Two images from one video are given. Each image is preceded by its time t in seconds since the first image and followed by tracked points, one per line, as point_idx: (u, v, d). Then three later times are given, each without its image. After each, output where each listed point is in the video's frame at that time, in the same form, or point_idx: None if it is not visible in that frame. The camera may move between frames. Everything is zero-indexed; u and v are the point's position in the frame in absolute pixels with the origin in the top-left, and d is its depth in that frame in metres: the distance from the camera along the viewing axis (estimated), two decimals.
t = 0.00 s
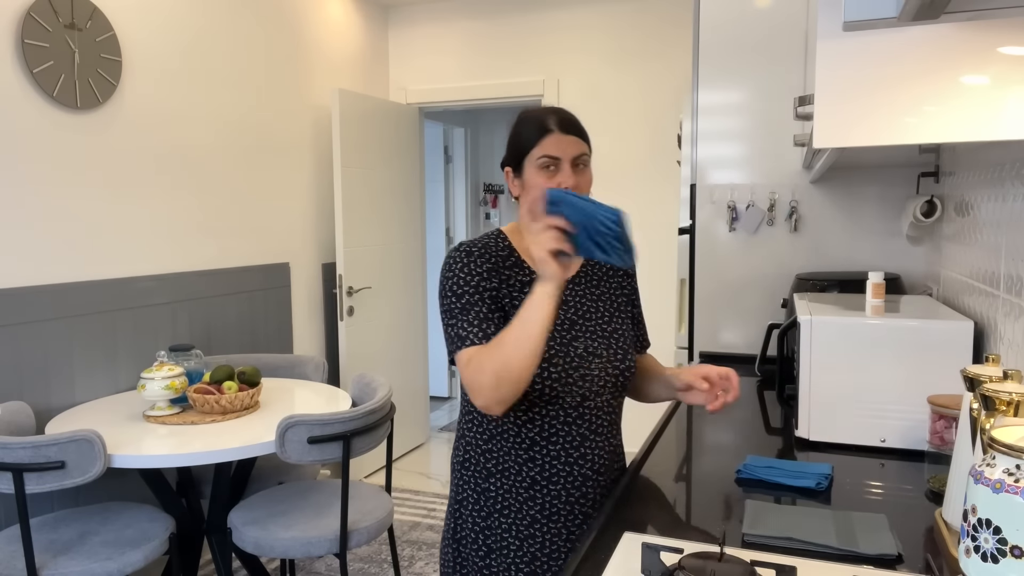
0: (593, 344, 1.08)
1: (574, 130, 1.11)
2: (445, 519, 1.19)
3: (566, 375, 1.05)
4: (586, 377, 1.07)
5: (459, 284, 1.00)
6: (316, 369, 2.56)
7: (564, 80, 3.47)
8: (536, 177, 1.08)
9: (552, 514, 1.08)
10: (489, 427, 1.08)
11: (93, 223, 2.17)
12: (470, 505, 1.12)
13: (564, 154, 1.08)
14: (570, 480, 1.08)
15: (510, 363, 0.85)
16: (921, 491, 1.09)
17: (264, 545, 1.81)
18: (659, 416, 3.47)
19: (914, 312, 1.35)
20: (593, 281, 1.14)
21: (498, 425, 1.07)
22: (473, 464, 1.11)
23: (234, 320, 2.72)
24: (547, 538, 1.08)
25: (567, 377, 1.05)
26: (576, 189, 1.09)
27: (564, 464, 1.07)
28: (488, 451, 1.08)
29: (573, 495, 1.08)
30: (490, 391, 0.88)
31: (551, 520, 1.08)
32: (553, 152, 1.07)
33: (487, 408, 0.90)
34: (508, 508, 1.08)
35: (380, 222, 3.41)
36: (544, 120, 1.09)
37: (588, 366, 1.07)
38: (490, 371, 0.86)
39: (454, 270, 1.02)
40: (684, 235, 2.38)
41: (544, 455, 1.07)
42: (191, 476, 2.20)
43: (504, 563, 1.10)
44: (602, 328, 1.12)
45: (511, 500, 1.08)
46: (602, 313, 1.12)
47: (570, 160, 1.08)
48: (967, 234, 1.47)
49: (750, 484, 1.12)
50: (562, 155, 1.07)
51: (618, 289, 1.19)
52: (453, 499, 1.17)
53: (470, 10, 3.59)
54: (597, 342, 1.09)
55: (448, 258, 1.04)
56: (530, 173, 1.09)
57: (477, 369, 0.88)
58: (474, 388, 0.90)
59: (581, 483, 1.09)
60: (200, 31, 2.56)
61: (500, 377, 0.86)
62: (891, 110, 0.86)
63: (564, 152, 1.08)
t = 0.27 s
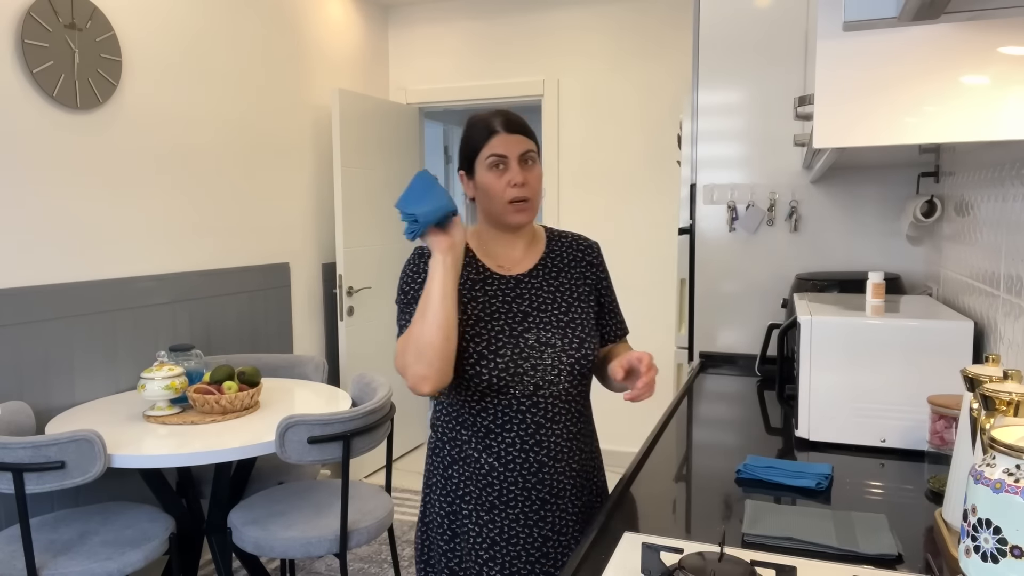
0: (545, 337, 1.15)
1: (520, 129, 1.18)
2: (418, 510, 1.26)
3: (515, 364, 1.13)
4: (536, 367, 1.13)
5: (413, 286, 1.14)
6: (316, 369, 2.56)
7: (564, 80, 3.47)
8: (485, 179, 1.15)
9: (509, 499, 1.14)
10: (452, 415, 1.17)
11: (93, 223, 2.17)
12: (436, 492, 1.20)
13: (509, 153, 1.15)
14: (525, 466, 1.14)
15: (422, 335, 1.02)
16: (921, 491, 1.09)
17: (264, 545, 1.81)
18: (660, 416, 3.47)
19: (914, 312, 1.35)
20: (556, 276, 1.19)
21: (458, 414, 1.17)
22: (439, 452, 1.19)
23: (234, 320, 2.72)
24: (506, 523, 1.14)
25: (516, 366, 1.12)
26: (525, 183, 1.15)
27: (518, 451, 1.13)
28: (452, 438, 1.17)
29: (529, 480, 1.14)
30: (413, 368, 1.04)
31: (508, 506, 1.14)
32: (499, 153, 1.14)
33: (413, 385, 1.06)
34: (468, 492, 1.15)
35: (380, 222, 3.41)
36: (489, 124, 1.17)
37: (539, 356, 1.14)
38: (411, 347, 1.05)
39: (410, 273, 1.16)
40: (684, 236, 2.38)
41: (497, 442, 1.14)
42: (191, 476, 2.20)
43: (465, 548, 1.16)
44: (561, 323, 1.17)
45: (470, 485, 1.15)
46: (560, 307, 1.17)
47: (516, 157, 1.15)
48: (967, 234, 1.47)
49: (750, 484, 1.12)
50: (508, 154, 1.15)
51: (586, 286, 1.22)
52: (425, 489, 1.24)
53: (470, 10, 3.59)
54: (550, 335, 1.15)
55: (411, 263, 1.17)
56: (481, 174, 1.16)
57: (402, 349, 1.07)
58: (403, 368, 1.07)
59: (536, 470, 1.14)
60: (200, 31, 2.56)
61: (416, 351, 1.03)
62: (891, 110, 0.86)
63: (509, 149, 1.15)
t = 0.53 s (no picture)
0: (512, 332, 1.18)
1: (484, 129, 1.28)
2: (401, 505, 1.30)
3: (482, 360, 1.16)
4: (503, 361, 1.16)
5: (382, 294, 1.18)
6: (316, 370, 2.56)
7: (564, 81, 3.47)
8: (459, 175, 1.22)
9: (484, 489, 1.18)
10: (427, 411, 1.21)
11: (93, 223, 2.17)
12: (416, 487, 1.23)
13: (480, 148, 1.23)
14: (497, 457, 1.17)
15: (390, 345, 1.07)
16: (921, 492, 1.09)
17: (264, 545, 1.81)
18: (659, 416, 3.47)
19: (914, 312, 1.35)
20: (522, 272, 1.23)
21: (431, 410, 1.21)
22: (417, 448, 1.23)
23: (234, 320, 2.72)
24: (483, 512, 1.18)
25: (483, 362, 1.16)
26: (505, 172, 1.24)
27: (490, 444, 1.17)
28: (429, 434, 1.21)
29: (502, 471, 1.17)
30: (381, 375, 1.09)
31: (484, 496, 1.18)
32: (472, 148, 1.22)
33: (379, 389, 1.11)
34: (444, 485, 1.19)
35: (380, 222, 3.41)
36: (458, 125, 1.25)
37: (506, 352, 1.17)
38: (378, 355, 1.10)
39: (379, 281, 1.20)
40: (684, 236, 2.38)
41: (469, 435, 1.17)
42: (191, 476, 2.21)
43: (444, 539, 1.19)
44: (528, 316, 1.20)
45: (447, 478, 1.18)
46: (527, 302, 1.21)
47: (492, 150, 1.24)
48: (967, 234, 1.47)
49: (750, 484, 1.12)
50: (486, 146, 1.23)
51: (554, 279, 1.26)
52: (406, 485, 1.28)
53: (470, 10, 3.59)
54: (516, 330, 1.18)
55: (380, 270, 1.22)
56: (464, 168, 1.21)
57: (371, 355, 1.11)
58: (371, 373, 1.12)
59: (509, 461, 1.17)
60: (200, 31, 2.56)
61: (384, 360, 1.08)
62: (891, 110, 0.86)
63: (480, 145, 1.23)
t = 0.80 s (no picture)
0: (498, 328, 1.18)
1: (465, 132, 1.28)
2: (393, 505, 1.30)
3: (469, 357, 1.16)
4: (489, 357, 1.16)
5: (369, 299, 1.19)
6: (316, 370, 2.56)
7: (564, 81, 3.47)
8: (441, 177, 1.22)
9: (475, 486, 1.18)
10: (416, 411, 1.22)
11: (93, 223, 2.17)
12: (407, 488, 1.23)
13: (464, 150, 1.23)
14: (487, 453, 1.17)
15: (388, 352, 1.08)
16: (921, 491, 1.09)
17: (264, 545, 1.81)
18: (660, 416, 3.46)
19: (913, 312, 1.35)
20: (508, 270, 1.24)
21: (420, 409, 1.21)
22: (408, 448, 1.23)
23: (234, 320, 2.72)
24: (476, 509, 1.18)
25: (469, 359, 1.16)
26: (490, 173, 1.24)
27: (479, 440, 1.17)
28: (419, 433, 1.21)
29: (493, 467, 1.17)
30: (376, 382, 1.10)
31: (476, 493, 1.18)
32: (454, 151, 1.22)
33: (375, 398, 1.12)
34: (435, 483, 1.19)
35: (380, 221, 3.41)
36: (441, 129, 1.25)
37: (492, 348, 1.17)
38: (375, 364, 1.10)
39: (366, 288, 1.20)
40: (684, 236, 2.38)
41: (458, 432, 1.17)
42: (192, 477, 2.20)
43: (437, 537, 1.19)
44: (514, 312, 1.20)
45: (438, 476, 1.18)
46: (512, 299, 1.21)
47: (476, 152, 1.24)
48: (967, 234, 1.47)
49: (750, 484, 1.12)
50: (470, 148, 1.24)
51: (541, 274, 1.26)
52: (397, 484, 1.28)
53: (470, 10, 3.59)
54: (502, 326, 1.18)
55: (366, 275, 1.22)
56: (450, 170, 1.21)
57: (366, 364, 1.11)
58: (366, 382, 1.12)
59: (499, 457, 1.17)
60: (200, 32, 2.56)
61: (382, 368, 1.09)
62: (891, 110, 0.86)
63: (463, 148, 1.23)
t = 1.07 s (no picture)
0: (494, 326, 1.18)
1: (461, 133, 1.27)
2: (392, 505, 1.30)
3: (465, 355, 1.16)
4: (486, 355, 1.16)
5: (367, 301, 1.19)
6: (316, 370, 2.56)
7: (564, 81, 3.47)
8: (435, 180, 1.22)
9: (474, 483, 1.18)
10: (413, 410, 1.22)
11: (93, 223, 2.17)
12: (406, 487, 1.23)
13: (458, 152, 1.22)
14: (485, 450, 1.17)
15: (388, 352, 1.08)
16: (921, 491, 1.09)
17: (264, 545, 1.81)
18: (660, 416, 3.47)
19: (913, 312, 1.35)
20: (503, 268, 1.24)
21: (418, 408, 1.21)
22: (406, 447, 1.23)
23: (234, 320, 2.72)
24: (476, 506, 1.18)
25: (466, 357, 1.16)
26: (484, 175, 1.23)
27: (477, 438, 1.17)
28: (417, 431, 1.21)
29: (492, 464, 1.17)
30: (377, 381, 1.10)
31: (474, 490, 1.18)
32: (449, 153, 1.22)
33: (376, 398, 1.11)
34: (434, 481, 1.19)
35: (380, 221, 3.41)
36: (435, 131, 1.24)
37: (488, 346, 1.17)
38: (375, 364, 1.10)
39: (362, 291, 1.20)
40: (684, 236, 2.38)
41: (456, 430, 1.17)
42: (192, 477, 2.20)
43: (437, 535, 1.19)
44: (510, 309, 1.20)
45: (436, 474, 1.18)
46: (507, 296, 1.21)
47: (470, 154, 1.24)
48: (967, 234, 1.47)
49: (750, 485, 1.12)
50: (464, 150, 1.23)
51: (536, 272, 1.26)
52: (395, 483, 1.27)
53: (470, 10, 3.59)
54: (498, 323, 1.19)
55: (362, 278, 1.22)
56: (443, 172, 1.21)
57: (366, 364, 1.11)
58: (366, 383, 1.12)
59: (497, 454, 1.17)
60: (200, 32, 2.56)
61: (383, 367, 1.09)
62: (890, 110, 0.86)
63: (458, 150, 1.23)
